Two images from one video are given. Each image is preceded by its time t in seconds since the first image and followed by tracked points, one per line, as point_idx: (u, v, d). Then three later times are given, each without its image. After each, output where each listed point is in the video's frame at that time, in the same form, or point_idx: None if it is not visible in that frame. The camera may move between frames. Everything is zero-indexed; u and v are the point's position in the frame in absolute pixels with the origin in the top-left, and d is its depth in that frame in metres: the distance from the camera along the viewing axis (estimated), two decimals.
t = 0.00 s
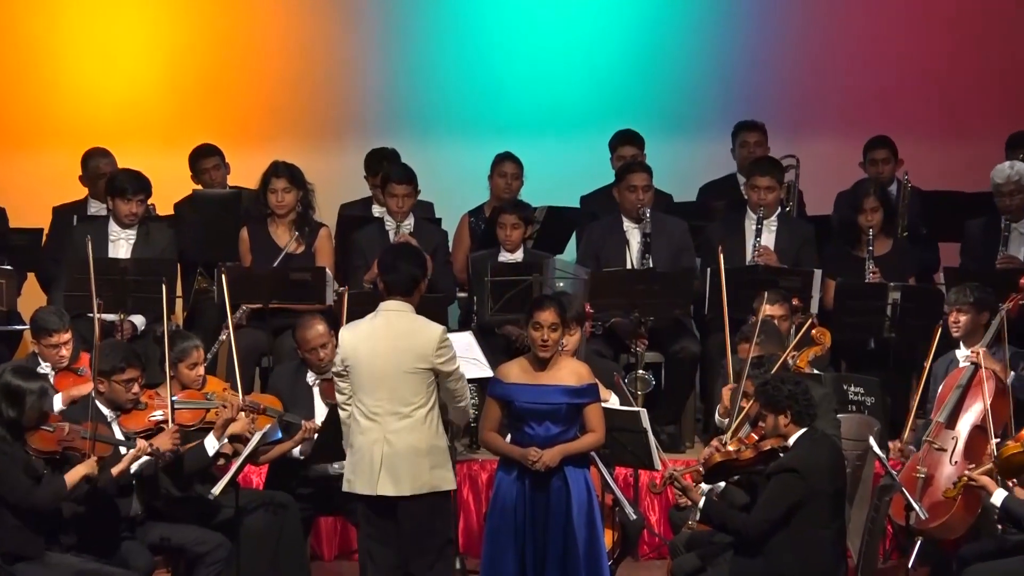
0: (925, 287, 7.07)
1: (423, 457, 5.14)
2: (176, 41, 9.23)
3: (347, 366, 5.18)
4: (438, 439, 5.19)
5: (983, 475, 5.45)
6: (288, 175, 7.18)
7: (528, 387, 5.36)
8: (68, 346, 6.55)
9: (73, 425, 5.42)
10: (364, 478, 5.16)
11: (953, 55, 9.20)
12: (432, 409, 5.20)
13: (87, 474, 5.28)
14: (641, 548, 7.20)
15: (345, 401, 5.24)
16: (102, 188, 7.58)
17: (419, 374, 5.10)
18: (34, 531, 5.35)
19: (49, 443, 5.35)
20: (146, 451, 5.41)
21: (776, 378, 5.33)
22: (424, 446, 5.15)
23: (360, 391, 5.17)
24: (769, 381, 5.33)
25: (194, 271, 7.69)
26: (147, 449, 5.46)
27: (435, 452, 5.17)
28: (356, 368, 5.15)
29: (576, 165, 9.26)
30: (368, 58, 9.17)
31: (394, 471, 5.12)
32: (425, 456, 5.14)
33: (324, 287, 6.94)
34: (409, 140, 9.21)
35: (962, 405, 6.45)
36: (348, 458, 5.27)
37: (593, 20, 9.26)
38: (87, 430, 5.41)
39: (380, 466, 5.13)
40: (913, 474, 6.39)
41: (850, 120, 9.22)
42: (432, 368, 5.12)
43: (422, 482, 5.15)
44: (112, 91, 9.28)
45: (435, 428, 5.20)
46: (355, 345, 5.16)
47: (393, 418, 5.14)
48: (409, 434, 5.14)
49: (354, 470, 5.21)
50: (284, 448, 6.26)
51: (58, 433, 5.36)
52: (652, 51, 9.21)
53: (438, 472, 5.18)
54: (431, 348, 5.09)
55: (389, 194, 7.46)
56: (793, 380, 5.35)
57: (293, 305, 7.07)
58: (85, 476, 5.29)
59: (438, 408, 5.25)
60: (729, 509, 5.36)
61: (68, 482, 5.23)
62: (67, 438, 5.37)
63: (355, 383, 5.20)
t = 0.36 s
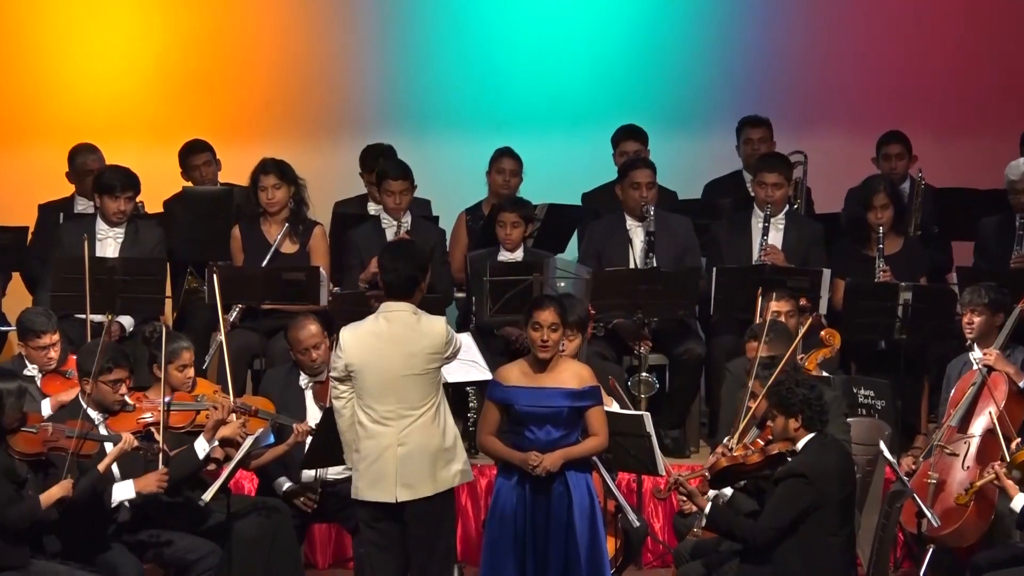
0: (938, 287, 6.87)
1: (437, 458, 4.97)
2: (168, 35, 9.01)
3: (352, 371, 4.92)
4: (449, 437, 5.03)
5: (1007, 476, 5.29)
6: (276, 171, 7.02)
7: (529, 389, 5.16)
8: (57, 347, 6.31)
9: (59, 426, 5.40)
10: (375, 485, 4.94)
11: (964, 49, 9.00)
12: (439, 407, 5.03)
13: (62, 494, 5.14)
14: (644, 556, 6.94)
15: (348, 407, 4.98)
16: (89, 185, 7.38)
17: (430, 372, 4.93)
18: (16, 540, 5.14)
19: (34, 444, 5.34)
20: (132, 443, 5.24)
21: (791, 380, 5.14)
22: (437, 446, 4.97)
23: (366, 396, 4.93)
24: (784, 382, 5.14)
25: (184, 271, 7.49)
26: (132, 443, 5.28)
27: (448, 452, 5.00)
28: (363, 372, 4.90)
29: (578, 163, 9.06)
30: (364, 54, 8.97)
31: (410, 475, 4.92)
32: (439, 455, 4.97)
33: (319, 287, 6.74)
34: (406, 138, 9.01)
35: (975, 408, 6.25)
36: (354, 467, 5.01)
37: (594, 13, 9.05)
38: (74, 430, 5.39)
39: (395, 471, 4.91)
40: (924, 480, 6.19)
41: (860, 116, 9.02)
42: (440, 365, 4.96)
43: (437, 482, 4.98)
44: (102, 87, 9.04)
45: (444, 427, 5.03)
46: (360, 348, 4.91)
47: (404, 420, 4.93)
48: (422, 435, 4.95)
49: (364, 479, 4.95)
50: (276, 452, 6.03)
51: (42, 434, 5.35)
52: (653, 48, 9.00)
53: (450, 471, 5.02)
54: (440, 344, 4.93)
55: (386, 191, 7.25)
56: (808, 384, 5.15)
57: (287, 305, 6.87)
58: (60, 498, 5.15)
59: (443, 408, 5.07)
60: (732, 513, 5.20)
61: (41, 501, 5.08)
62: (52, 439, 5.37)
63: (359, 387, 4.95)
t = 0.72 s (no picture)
0: (949, 287, 6.69)
1: (435, 469, 4.77)
2: (160, 30, 8.85)
3: (348, 375, 4.79)
4: (450, 450, 4.82)
5: None
6: (267, 168, 6.84)
7: (528, 392, 4.98)
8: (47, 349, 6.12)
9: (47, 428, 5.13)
10: (369, 494, 4.78)
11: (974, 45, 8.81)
12: (440, 418, 4.83)
13: (49, 506, 4.99)
14: (647, 563, 6.72)
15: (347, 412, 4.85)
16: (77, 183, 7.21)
17: (427, 379, 4.74)
18: None
19: (23, 447, 5.08)
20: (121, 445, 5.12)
21: (807, 382, 4.97)
22: (435, 458, 4.77)
23: (363, 401, 4.79)
24: (799, 385, 4.97)
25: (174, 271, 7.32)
26: (122, 445, 5.16)
27: (447, 464, 4.79)
28: (358, 377, 4.76)
29: (579, 160, 8.89)
30: (360, 50, 8.80)
31: (404, 486, 4.74)
32: (437, 468, 4.77)
33: (313, 287, 6.56)
34: (404, 134, 8.84)
35: (987, 412, 6.03)
36: (353, 473, 4.87)
37: (595, 6, 8.87)
38: (64, 432, 5.12)
39: (389, 481, 4.74)
40: (935, 486, 5.97)
41: (868, 112, 8.84)
42: (439, 374, 4.76)
43: (435, 496, 4.77)
44: (93, 82, 8.88)
45: (446, 438, 4.83)
46: (356, 352, 4.77)
47: (400, 429, 4.76)
48: (418, 446, 4.76)
49: (360, 486, 4.81)
50: (269, 459, 5.89)
51: (31, 437, 5.08)
52: (655, 44, 8.82)
53: (450, 485, 4.81)
54: (437, 352, 4.73)
55: (373, 191, 7.11)
56: (823, 388, 4.99)
57: (281, 305, 6.69)
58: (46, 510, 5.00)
59: (446, 417, 4.87)
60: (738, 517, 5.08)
61: (27, 513, 4.92)
62: (41, 442, 5.08)
63: (356, 393, 4.81)
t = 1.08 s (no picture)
0: (961, 287, 6.50)
1: (431, 471, 4.59)
2: (153, 25, 8.69)
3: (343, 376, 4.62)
4: (448, 451, 4.64)
5: None
6: (259, 164, 6.67)
7: (528, 394, 4.81)
8: (34, 352, 5.84)
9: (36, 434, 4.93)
10: (365, 498, 4.61)
11: (984, 39, 8.62)
12: (438, 418, 4.65)
13: (36, 512, 4.85)
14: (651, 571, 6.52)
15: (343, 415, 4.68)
16: (65, 179, 7.11)
17: (422, 378, 4.56)
18: None
19: (12, 452, 4.86)
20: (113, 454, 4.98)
21: (815, 386, 4.79)
22: (432, 458, 4.59)
23: (359, 403, 4.61)
24: (806, 388, 4.80)
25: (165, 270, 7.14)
26: (113, 455, 4.99)
27: (444, 465, 4.61)
28: (354, 377, 4.59)
29: (581, 156, 8.71)
30: (356, 45, 8.62)
31: (400, 489, 4.56)
32: (434, 469, 4.59)
33: (307, 287, 6.39)
34: (402, 131, 8.66)
35: (1000, 416, 5.82)
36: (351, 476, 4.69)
37: None
38: (53, 439, 4.93)
39: (386, 482, 4.56)
40: (946, 490, 5.77)
41: (877, 107, 8.65)
42: (435, 372, 4.58)
43: (434, 498, 4.59)
44: (84, 78, 8.71)
45: (444, 439, 4.65)
46: (351, 352, 4.60)
47: (395, 430, 4.59)
48: (415, 446, 4.58)
49: (357, 489, 4.64)
50: (261, 466, 5.72)
51: (19, 442, 4.86)
52: (658, 38, 8.64)
53: (449, 487, 4.63)
54: (433, 349, 4.55)
55: (367, 189, 6.93)
56: (832, 391, 4.80)
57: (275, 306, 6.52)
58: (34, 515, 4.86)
59: (445, 417, 4.69)
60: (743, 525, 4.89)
61: (16, 517, 4.79)
62: (29, 448, 4.88)
63: (352, 395, 4.64)
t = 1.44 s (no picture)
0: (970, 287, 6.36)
1: (425, 474, 4.44)
2: (146, 21, 8.55)
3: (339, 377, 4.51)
4: (444, 454, 4.48)
5: None
6: (253, 161, 6.54)
7: (528, 396, 4.67)
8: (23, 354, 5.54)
9: (28, 443, 4.75)
10: (359, 501, 4.49)
11: (991, 34, 8.49)
12: (435, 420, 4.50)
13: (31, 513, 4.67)
14: None
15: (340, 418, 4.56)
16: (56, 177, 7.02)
17: (417, 379, 4.42)
18: None
19: (3, 459, 4.66)
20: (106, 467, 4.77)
21: (820, 388, 4.65)
22: (428, 461, 4.45)
23: (355, 404, 4.49)
24: (812, 391, 4.66)
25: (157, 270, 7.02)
26: (106, 467, 4.79)
27: (439, 468, 4.46)
28: (349, 378, 4.47)
29: (582, 153, 8.57)
30: (353, 41, 8.49)
31: (393, 492, 4.42)
32: (428, 472, 4.44)
33: (302, 288, 6.26)
34: (400, 128, 8.52)
35: (1011, 418, 5.68)
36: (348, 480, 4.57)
37: None
38: (46, 449, 4.76)
39: (380, 486, 4.43)
40: (956, 495, 5.64)
41: (882, 104, 8.51)
42: (431, 373, 4.44)
43: (429, 502, 4.44)
44: (78, 76, 8.57)
45: (440, 441, 4.50)
46: (347, 353, 4.49)
47: (390, 432, 4.45)
48: (410, 448, 4.44)
49: (353, 493, 4.51)
50: (257, 467, 5.60)
51: (12, 449, 4.67)
52: (660, 34, 8.50)
53: (445, 491, 4.47)
54: (428, 349, 4.41)
55: (369, 184, 6.81)
56: (837, 394, 4.66)
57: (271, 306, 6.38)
58: (28, 517, 4.68)
59: (443, 419, 4.54)
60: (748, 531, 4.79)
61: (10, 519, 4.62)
62: (22, 456, 4.68)
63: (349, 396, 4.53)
